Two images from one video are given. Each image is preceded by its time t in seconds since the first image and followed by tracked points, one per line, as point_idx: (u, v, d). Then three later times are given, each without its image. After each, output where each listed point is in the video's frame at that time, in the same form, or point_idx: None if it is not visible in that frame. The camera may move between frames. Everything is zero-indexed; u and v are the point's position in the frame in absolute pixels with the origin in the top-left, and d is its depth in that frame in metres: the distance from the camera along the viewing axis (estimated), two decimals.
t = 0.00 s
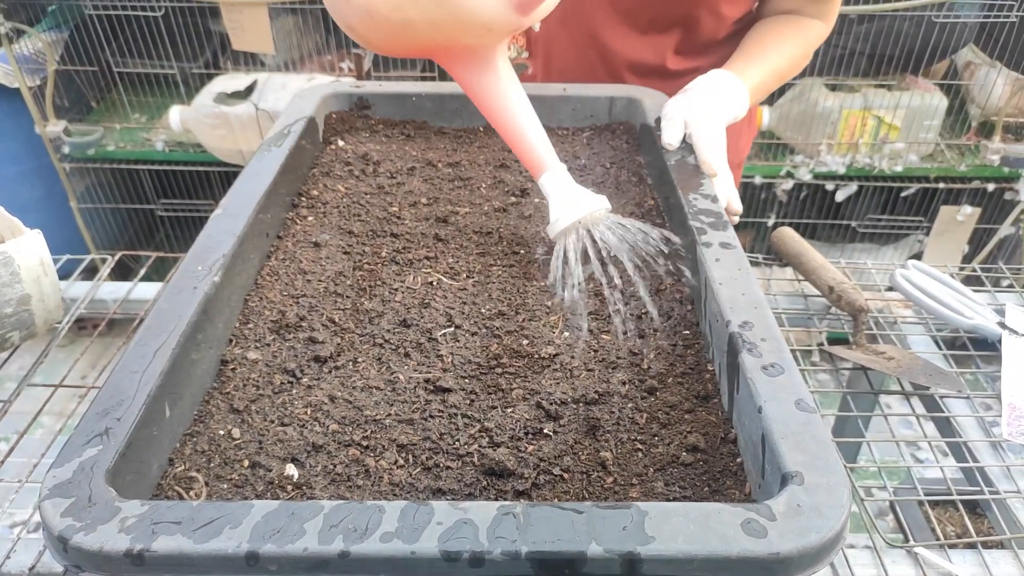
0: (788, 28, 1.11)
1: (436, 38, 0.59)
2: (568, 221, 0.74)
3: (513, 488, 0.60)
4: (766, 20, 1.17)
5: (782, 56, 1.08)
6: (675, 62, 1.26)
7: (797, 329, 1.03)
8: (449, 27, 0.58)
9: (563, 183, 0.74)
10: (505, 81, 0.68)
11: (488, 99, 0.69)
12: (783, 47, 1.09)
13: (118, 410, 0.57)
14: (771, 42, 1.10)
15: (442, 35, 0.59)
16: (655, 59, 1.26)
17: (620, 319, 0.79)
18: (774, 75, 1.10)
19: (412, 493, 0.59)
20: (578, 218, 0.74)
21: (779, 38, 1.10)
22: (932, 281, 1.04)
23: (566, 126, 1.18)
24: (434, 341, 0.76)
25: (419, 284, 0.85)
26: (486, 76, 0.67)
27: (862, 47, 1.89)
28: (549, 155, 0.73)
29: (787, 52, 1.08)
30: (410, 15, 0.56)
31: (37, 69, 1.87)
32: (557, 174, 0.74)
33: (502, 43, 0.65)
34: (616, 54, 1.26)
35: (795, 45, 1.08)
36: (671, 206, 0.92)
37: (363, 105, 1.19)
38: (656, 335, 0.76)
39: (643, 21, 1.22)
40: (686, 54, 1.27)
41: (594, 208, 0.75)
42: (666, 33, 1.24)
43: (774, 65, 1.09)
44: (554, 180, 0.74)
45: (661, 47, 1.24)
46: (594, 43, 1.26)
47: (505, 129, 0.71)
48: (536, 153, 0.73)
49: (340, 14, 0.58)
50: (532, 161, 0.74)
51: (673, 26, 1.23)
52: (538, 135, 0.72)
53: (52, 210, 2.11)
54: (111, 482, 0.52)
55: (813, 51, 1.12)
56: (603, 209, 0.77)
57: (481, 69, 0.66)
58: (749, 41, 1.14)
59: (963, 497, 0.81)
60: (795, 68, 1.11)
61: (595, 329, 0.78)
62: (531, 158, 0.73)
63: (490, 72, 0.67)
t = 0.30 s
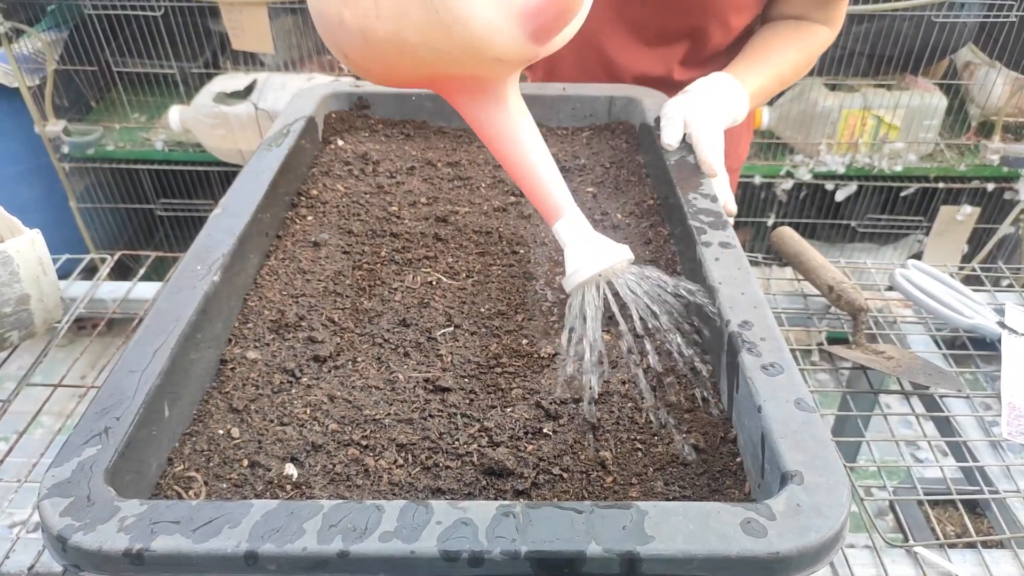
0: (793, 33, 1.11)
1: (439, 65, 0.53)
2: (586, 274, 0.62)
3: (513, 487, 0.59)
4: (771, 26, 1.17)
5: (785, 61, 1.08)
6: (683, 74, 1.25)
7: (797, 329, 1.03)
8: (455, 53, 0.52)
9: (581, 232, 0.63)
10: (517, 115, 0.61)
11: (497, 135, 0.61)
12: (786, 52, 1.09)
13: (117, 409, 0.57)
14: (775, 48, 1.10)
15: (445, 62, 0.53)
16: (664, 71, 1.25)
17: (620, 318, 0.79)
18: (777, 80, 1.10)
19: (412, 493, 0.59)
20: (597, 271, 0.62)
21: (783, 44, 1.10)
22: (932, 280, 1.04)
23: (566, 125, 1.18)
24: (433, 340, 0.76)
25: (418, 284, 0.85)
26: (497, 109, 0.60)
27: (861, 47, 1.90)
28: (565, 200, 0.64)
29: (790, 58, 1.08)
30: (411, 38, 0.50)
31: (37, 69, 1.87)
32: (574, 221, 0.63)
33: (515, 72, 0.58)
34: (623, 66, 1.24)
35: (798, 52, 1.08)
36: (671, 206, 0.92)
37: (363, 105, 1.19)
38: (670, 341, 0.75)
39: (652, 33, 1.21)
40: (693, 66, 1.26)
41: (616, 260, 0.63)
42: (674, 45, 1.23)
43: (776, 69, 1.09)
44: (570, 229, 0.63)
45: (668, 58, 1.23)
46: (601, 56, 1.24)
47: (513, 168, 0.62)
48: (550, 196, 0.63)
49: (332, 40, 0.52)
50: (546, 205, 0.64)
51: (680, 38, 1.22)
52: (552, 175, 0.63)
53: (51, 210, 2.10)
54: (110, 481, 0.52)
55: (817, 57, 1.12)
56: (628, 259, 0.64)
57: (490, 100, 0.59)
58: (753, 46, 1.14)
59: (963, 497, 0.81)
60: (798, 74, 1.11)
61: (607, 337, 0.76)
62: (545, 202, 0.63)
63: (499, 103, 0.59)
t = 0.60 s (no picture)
0: (794, 34, 1.11)
1: (448, 101, 0.51)
2: (608, 334, 0.63)
3: (512, 488, 0.59)
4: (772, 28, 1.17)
5: (785, 63, 1.09)
6: (683, 83, 1.24)
7: (797, 329, 1.03)
8: (464, 91, 0.50)
9: (602, 286, 0.64)
10: (535, 158, 0.60)
11: (516, 181, 0.60)
12: (786, 53, 1.09)
13: (115, 409, 0.56)
14: (775, 49, 1.10)
15: (456, 99, 0.51)
16: (665, 81, 1.23)
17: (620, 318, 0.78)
18: (777, 81, 1.10)
19: (411, 493, 0.59)
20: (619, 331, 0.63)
21: (783, 45, 1.10)
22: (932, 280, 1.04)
23: (565, 125, 1.18)
24: (432, 340, 0.76)
25: (417, 284, 0.85)
26: (514, 153, 0.59)
27: (861, 46, 1.90)
28: (585, 251, 0.64)
29: (789, 59, 1.08)
30: (415, 74, 0.49)
31: (36, 69, 1.87)
32: (595, 274, 0.64)
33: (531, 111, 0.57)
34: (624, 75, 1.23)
35: (798, 54, 1.09)
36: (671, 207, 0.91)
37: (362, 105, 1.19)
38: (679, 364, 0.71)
39: (653, 43, 1.19)
40: (694, 73, 1.25)
41: (641, 319, 0.63)
42: (675, 54, 1.21)
43: (776, 70, 1.09)
44: (589, 282, 0.64)
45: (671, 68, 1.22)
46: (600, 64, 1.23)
47: (531, 217, 0.62)
48: (570, 248, 0.63)
49: (338, 71, 0.51)
50: (565, 257, 0.64)
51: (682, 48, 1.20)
52: (573, 226, 0.63)
53: (50, 210, 2.10)
54: (108, 481, 0.52)
55: (816, 60, 1.12)
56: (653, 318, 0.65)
57: (507, 146, 0.59)
58: (754, 47, 1.14)
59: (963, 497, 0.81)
60: (797, 75, 1.12)
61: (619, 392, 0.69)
62: (564, 254, 0.64)
63: (517, 149, 0.59)
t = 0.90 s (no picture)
0: (794, 36, 1.11)
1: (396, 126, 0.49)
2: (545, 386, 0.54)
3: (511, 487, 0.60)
4: (769, 31, 1.17)
5: (784, 65, 1.09)
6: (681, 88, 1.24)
7: (796, 329, 1.03)
8: (407, 116, 0.47)
9: (550, 331, 0.57)
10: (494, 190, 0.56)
11: (469, 215, 0.56)
12: (786, 56, 1.09)
13: (115, 409, 0.57)
14: (775, 52, 1.10)
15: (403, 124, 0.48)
16: (663, 86, 1.23)
17: (620, 320, 0.78)
18: (775, 84, 1.10)
19: (410, 493, 0.59)
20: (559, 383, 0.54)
21: (783, 48, 1.10)
22: (931, 281, 1.04)
23: (564, 125, 1.18)
24: (431, 340, 0.76)
25: (416, 284, 0.85)
26: (471, 185, 0.55)
27: (859, 47, 1.92)
28: (537, 293, 0.58)
29: (789, 63, 1.09)
30: (359, 96, 0.47)
31: (36, 69, 1.87)
32: (544, 319, 0.57)
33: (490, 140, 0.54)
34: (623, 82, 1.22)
35: (797, 57, 1.09)
36: (670, 208, 0.91)
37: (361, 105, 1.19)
38: (677, 366, 0.71)
39: (651, 49, 1.18)
40: (690, 76, 1.25)
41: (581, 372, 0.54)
42: (672, 60, 1.20)
43: (775, 73, 1.09)
44: (534, 326, 0.57)
45: (670, 72, 1.21)
46: (597, 71, 1.22)
47: (483, 253, 0.57)
48: (519, 287, 0.57)
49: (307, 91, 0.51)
50: (514, 297, 0.58)
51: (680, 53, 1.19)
52: (526, 265, 0.57)
53: (50, 210, 2.09)
54: (108, 481, 0.52)
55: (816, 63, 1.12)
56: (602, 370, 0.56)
57: (464, 177, 0.55)
58: (753, 50, 1.14)
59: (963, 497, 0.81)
60: (797, 77, 1.12)
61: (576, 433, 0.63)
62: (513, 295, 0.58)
63: (474, 178, 0.55)
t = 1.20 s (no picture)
0: (797, 36, 1.12)
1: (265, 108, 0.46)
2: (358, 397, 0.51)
3: (511, 488, 0.60)
4: (771, 32, 1.17)
5: (787, 65, 1.09)
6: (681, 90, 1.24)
7: (796, 329, 1.03)
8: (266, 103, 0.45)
9: (388, 344, 0.53)
10: (369, 195, 0.49)
11: (335, 213, 0.51)
12: (788, 56, 1.09)
13: (114, 410, 0.57)
14: (777, 53, 1.11)
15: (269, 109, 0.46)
16: (662, 87, 1.23)
17: (620, 321, 0.78)
18: (777, 84, 1.10)
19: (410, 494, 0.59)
20: (374, 398, 0.51)
21: (784, 49, 1.10)
22: (931, 281, 1.04)
23: (565, 125, 1.18)
24: (431, 341, 0.76)
25: (416, 285, 0.85)
26: (344, 184, 0.49)
27: (859, 47, 1.91)
28: (385, 303, 0.53)
29: (791, 63, 1.09)
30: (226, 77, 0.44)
31: (36, 69, 1.87)
32: (388, 331, 0.53)
33: (373, 141, 0.48)
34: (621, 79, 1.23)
35: (799, 59, 1.09)
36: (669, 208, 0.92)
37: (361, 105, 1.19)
38: (676, 367, 0.71)
39: (649, 51, 1.18)
40: (690, 79, 1.24)
41: (408, 388, 0.51)
42: (670, 62, 1.20)
43: (777, 74, 1.09)
44: (376, 333, 0.53)
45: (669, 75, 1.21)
46: (596, 66, 1.23)
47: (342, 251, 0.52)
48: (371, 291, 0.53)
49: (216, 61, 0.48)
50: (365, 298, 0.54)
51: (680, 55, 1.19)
52: (379, 272, 0.52)
53: (50, 211, 2.09)
54: (108, 482, 0.52)
55: (818, 65, 1.12)
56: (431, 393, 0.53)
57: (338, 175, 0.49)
58: (754, 51, 1.14)
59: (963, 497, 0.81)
60: (799, 77, 1.12)
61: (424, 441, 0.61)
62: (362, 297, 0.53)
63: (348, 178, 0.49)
